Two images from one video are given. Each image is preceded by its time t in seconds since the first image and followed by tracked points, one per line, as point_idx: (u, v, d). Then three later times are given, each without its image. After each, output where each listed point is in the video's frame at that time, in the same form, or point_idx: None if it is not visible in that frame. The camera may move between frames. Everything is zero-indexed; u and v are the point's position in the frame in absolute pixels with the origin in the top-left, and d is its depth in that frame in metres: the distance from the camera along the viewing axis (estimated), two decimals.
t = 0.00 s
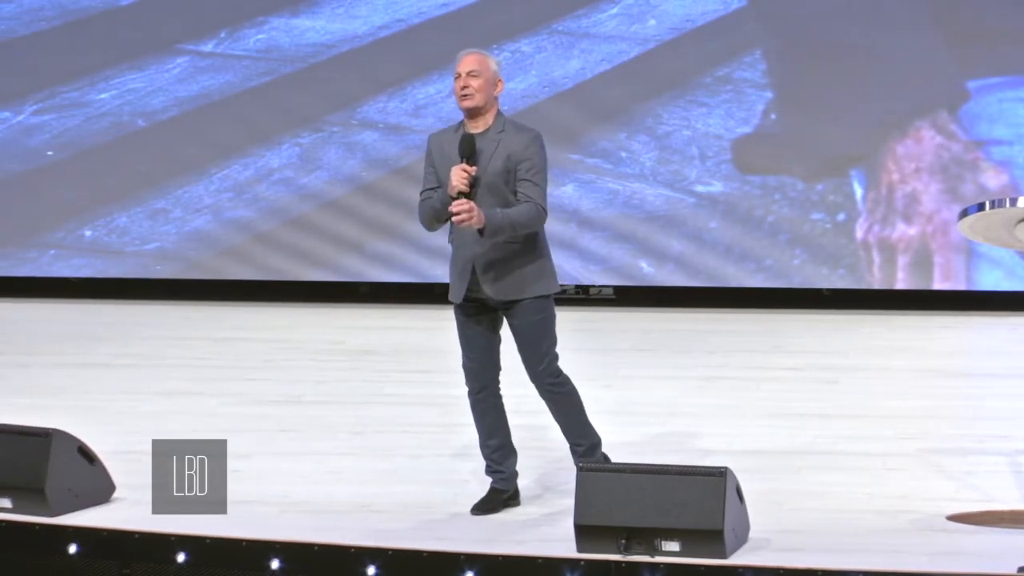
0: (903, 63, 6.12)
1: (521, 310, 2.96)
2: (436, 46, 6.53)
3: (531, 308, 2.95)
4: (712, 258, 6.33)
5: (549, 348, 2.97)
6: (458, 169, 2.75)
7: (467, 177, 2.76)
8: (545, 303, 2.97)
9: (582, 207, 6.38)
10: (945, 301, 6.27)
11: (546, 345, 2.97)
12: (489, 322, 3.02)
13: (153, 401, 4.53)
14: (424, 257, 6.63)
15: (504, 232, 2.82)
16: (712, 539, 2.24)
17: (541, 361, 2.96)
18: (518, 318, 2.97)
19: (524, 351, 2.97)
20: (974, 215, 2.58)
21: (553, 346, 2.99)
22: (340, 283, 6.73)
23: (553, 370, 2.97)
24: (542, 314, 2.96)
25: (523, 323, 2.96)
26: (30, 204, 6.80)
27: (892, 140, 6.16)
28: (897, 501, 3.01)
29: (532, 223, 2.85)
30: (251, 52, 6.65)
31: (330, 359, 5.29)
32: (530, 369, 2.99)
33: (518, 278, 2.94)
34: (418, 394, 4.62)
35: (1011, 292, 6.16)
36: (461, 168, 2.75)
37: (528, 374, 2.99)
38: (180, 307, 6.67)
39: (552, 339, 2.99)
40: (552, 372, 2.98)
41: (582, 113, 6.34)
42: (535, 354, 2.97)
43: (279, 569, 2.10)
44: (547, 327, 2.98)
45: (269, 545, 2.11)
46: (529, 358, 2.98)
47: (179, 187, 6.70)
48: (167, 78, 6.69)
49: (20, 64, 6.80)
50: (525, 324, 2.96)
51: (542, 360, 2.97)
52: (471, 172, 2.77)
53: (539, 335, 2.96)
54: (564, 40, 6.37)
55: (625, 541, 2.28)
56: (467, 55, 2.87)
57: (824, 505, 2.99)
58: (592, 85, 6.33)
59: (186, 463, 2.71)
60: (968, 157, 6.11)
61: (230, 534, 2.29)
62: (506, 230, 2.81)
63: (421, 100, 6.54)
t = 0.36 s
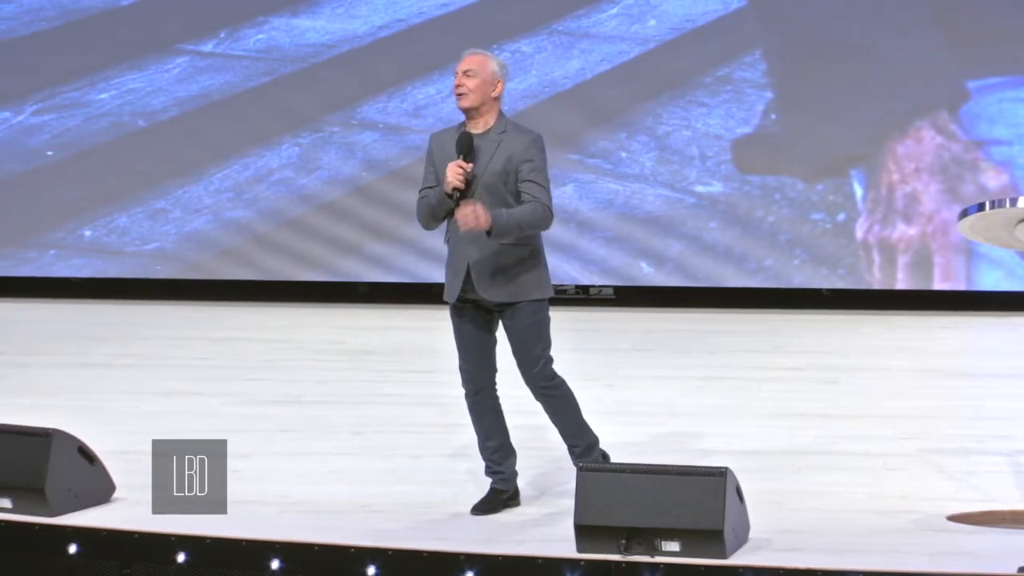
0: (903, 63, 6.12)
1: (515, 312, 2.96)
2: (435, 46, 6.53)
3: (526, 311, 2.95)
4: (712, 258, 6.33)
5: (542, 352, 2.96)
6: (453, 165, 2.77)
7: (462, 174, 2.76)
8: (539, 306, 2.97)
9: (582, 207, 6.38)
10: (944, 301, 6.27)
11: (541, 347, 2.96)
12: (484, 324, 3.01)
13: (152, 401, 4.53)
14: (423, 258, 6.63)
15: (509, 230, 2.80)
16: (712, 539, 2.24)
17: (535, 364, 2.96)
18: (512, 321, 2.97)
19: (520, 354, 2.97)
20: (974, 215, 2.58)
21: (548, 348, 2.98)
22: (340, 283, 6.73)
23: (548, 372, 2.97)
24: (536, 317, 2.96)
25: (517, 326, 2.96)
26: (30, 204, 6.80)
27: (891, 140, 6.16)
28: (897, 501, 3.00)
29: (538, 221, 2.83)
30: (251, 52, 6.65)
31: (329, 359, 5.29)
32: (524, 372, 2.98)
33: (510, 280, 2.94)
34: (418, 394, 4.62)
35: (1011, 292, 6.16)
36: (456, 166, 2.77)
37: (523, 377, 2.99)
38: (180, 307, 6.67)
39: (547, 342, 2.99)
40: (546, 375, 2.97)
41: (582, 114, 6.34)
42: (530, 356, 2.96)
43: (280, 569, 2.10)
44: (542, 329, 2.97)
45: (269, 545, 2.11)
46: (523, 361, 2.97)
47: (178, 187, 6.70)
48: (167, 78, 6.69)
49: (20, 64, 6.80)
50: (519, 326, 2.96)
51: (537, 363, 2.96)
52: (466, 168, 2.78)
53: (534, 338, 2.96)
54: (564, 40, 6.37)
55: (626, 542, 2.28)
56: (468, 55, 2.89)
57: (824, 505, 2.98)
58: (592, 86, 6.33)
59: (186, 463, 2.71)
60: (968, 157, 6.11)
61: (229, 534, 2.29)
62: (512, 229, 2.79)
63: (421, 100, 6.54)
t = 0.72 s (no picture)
0: (903, 63, 6.13)
1: (513, 313, 2.96)
2: (434, 46, 6.53)
3: (523, 312, 2.95)
4: (711, 257, 6.34)
5: (540, 352, 2.97)
6: (448, 166, 2.74)
7: (457, 175, 2.74)
8: (536, 306, 2.97)
9: (581, 207, 6.38)
10: (943, 301, 6.27)
11: (538, 348, 2.96)
12: (482, 325, 3.01)
13: (153, 401, 4.54)
14: (421, 258, 6.63)
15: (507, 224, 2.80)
16: (711, 539, 2.25)
17: (532, 365, 2.96)
18: (509, 321, 2.97)
19: (517, 355, 2.97)
20: (974, 215, 2.58)
21: (545, 348, 2.98)
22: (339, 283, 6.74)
23: (545, 373, 2.97)
24: (533, 317, 2.96)
25: (514, 327, 2.96)
26: (30, 204, 6.79)
27: (891, 140, 6.17)
28: (897, 501, 3.01)
29: (535, 217, 2.82)
30: (250, 52, 6.65)
31: (329, 359, 5.29)
32: (521, 373, 2.98)
33: (510, 281, 2.94)
34: (418, 394, 4.63)
35: (1011, 292, 6.16)
36: (450, 166, 2.74)
37: (520, 378, 2.99)
38: (180, 307, 6.67)
39: (544, 342, 2.99)
40: (543, 376, 2.97)
41: (582, 115, 6.34)
42: (527, 357, 2.96)
43: (279, 568, 2.10)
44: (539, 329, 2.97)
45: (269, 545, 2.11)
46: (520, 362, 2.97)
47: (178, 187, 6.70)
48: (166, 78, 6.69)
49: (19, 64, 6.80)
50: (517, 328, 2.96)
51: (534, 364, 2.96)
52: (462, 169, 2.75)
53: (531, 338, 2.96)
54: (563, 40, 6.37)
55: (624, 542, 2.29)
56: (467, 55, 2.89)
57: (824, 504, 2.99)
58: (592, 86, 6.34)
59: (185, 463, 2.71)
60: (967, 157, 6.11)
61: (228, 534, 2.30)
62: (510, 222, 2.79)
63: (420, 100, 6.54)
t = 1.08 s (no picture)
0: (903, 63, 6.13)
1: (514, 311, 2.96)
2: (434, 46, 6.53)
3: (524, 310, 2.95)
4: (712, 257, 6.33)
5: (540, 352, 2.96)
6: (448, 166, 2.73)
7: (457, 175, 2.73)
8: (538, 305, 2.97)
9: (580, 207, 6.38)
10: (943, 301, 6.28)
11: (539, 348, 2.96)
12: (484, 324, 3.01)
13: (153, 401, 4.53)
14: (419, 259, 6.63)
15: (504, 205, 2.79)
16: (711, 539, 2.25)
17: (533, 365, 2.96)
18: (511, 320, 2.96)
19: (518, 354, 2.97)
20: (973, 215, 2.58)
21: (545, 348, 2.98)
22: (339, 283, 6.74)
23: (545, 373, 2.97)
24: (534, 316, 2.96)
25: (516, 326, 2.96)
26: (30, 204, 6.79)
27: (890, 140, 6.16)
28: (898, 501, 3.01)
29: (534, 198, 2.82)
30: (250, 52, 6.65)
31: (328, 359, 5.29)
32: (522, 372, 2.98)
33: (512, 278, 2.93)
34: (418, 394, 4.62)
35: (1010, 292, 6.16)
36: (450, 166, 2.73)
37: (521, 377, 2.99)
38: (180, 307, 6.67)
39: (545, 342, 2.99)
40: (544, 376, 2.97)
41: (582, 115, 6.34)
42: (528, 356, 2.96)
43: (279, 569, 2.10)
44: (540, 329, 2.97)
45: (268, 545, 2.11)
46: (521, 362, 2.97)
47: (178, 187, 6.69)
48: (166, 78, 6.69)
49: (19, 64, 6.80)
50: (518, 326, 2.95)
51: (535, 363, 2.96)
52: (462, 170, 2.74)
53: (532, 338, 2.96)
54: (563, 40, 6.37)
55: (624, 542, 2.28)
56: (466, 54, 2.89)
57: (823, 505, 2.99)
58: (592, 86, 6.33)
59: (185, 463, 2.71)
60: (967, 157, 6.11)
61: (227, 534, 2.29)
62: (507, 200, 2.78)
63: (419, 101, 6.54)
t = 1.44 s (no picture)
0: (903, 63, 6.12)
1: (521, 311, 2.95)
2: (434, 46, 6.52)
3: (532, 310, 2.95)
4: (712, 256, 6.34)
5: (548, 351, 2.96)
6: (454, 167, 2.78)
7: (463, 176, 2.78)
8: (546, 306, 2.96)
9: (581, 207, 6.38)
10: (944, 301, 6.28)
11: (548, 347, 2.96)
12: (492, 323, 3.01)
13: (152, 401, 4.54)
14: (420, 259, 6.63)
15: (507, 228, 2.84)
16: (711, 539, 2.25)
17: (541, 364, 2.95)
18: (519, 320, 2.96)
19: (526, 353, 2.97)
20: (974, 215, 2.58)
21: (554, 348, 2.97)
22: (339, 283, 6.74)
23: (553, 374, 2.96)
24: (542, 316, 2.96)
25: (524, 325, 2.96)
26: (29, 204, 6.79)
27: (890, 140, 6.16)
28: (897, 501, 3.01)
29: (539, 219, 2.85)
30: (250, 52, 6.64)
31: (328, 359, 5.29)
32: (530, 372, 2.98)
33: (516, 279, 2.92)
34: (417, 394, 4.62)
35: (1010, 292, 6.17)
36: (457, 166, 2.78)
37: (528, 377, 2.99)
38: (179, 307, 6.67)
39: (554, 342, 2.98)
40: (552, 376, 2.97)
41: (581, 115, 6.34)
42: (536, 355, 2.96)
43: (279, 569, 2.10)
44: (548, 330, 2.97)
45: (268, 545, 2.11)
46: (529, 361, 2.97)
47: (178, 187, 6.69)
48: (166, 78, 6.68)
49: (19, 64, 6.79)
50: (527, 325, 2.95)
51: (543, 363, 2.96)
52: (468, 170, 2.79)
53: (540, 337, 2.95)
54: (563, 40, 6.37)
55: (624, 542, 2.28)
56: (472, 54, 2.90)
57: (823, 505, 2.99)
58: (592, 86, 6.33)
59: (185, 463, 2.71)
60: (967, 157, 6.11)
61: (227, 533, 2.29)
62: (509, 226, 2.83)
63: (419, 100, 6.53)
